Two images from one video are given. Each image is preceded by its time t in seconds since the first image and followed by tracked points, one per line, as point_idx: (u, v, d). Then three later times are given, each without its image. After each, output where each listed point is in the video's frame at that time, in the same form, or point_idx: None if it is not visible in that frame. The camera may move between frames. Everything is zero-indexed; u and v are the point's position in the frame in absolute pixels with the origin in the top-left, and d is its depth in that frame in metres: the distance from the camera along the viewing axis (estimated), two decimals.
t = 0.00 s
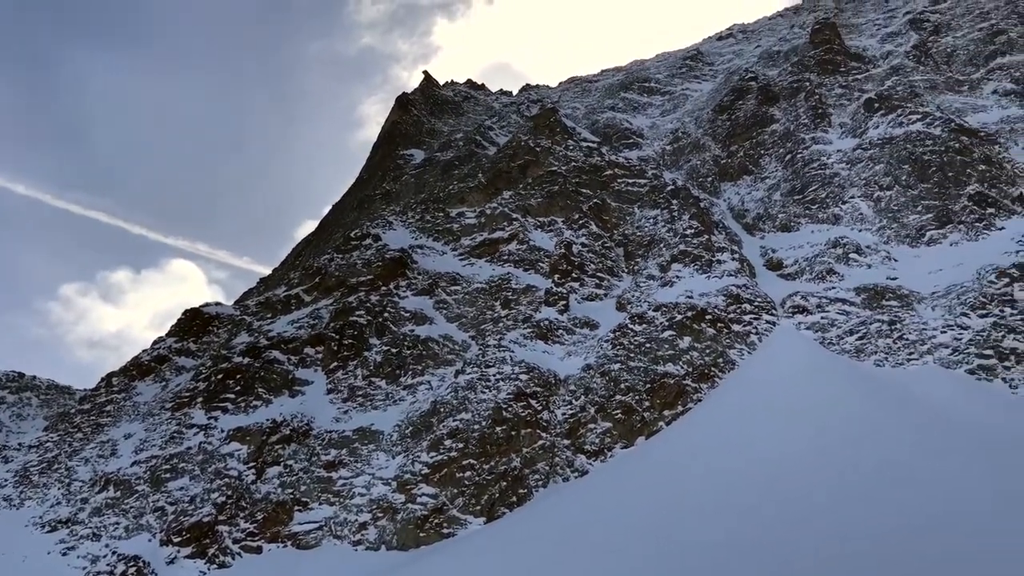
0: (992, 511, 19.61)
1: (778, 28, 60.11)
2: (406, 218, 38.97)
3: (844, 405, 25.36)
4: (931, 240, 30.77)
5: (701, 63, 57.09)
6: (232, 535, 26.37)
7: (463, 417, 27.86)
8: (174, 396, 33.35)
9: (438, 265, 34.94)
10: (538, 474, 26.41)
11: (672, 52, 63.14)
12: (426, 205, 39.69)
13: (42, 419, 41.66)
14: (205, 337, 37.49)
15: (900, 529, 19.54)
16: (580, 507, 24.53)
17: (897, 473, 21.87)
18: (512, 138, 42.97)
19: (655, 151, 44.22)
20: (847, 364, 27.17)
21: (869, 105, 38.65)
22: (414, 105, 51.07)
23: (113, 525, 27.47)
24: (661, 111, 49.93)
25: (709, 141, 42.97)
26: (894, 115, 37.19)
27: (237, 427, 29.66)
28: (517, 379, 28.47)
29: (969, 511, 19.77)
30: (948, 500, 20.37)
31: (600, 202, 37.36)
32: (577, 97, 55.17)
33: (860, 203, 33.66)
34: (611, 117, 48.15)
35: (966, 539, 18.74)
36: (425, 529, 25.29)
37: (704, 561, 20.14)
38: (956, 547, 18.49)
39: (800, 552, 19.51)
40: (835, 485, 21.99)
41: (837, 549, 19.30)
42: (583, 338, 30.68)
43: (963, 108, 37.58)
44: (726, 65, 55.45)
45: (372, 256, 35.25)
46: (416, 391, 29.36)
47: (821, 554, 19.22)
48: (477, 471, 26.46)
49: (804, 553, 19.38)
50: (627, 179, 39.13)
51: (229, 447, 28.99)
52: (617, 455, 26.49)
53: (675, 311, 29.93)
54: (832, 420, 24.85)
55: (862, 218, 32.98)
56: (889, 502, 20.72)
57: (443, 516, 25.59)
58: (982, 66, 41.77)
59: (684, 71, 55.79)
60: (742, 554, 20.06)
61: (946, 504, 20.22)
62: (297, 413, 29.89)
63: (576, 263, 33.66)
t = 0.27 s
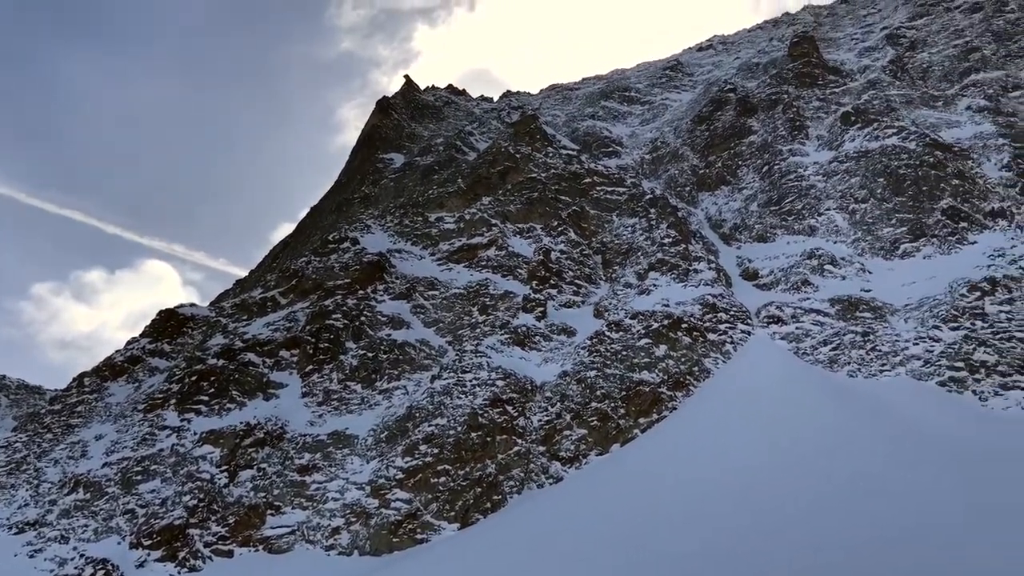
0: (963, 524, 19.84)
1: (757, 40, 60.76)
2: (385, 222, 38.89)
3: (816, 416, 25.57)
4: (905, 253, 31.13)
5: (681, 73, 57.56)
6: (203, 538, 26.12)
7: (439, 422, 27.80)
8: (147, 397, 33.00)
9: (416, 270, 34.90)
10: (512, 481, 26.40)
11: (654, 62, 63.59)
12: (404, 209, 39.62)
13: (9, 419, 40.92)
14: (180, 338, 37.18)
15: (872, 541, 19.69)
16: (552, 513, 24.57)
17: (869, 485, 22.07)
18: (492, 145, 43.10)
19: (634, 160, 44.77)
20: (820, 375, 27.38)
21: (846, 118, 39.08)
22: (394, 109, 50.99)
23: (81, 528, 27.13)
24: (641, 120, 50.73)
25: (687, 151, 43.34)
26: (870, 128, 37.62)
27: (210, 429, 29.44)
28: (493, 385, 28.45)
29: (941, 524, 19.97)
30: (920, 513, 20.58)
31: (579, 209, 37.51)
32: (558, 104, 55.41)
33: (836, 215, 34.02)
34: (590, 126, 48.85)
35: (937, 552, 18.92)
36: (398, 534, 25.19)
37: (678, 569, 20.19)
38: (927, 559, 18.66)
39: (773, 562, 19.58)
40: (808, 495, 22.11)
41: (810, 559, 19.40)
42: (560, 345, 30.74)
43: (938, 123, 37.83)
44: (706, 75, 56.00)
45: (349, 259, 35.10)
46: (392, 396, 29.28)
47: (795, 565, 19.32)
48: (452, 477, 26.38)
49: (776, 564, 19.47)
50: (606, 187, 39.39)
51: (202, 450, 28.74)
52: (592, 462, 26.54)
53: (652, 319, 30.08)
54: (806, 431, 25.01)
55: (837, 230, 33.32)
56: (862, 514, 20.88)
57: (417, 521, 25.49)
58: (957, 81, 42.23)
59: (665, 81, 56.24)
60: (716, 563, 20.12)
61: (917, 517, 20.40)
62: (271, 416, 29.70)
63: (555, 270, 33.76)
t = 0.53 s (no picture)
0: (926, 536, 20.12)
1: (734, 52, 61.49)
2: (360, 225, 38.77)
3: (785, 426, 25.77)
4: (876, 266, 31.52)
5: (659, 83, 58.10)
6: (171, 541, 25.85)
7: (412, 427, 27.72)
8: (116, 398, 32.60)
9: (391, 274, 34.83)
10: (484, 487, 26.39)
11: (633, 71, 64.10)
12: (381, 213, 39.50)
13: None
14: (150, 339, 36.79)
15: (839, 552, 19.88)
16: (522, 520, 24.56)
17: (836, 497, 22.29)
18: (469, 151, 43.26)
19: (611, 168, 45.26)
20: (790, 385, 27.64)
21: (820, 132, 39.58)
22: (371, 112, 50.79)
23: (45, 529, 26.75)
24: (619, 128, 51.12)
25: (664, 160, 43.99)
26: (844, 142, 38.14)
27: (180, 431, 29.21)
28: (467, 390, 28.42)
29: (905, 536, 20.23)
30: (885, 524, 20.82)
31: (555, 217, 37.67)
32: (538, 111, 55.73)
33: (808, 228, 34.34)
34: (568, 134, 49.35)
35: (901, 564, 19.18)
36: (369, 539, 25.08)
37: None
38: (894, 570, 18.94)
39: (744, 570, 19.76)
40: (776, 506, 22.29)
41: (780, 568, 19.59)
42: (535, 352, 30.80)
43: (910, 138, 38.38)
44: (683, 86, 56.51)
45: (324, 262, 34.93)
46: (364, 400, 29.19)
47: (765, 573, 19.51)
48: (423, 481, 26.31)
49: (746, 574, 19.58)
50: (582, 195, 39.64)
51: (171, 452, 28.47)
52: (564, 469, 26.60)
53: (626, 327, 30.23)
54: (774, 441, 25.22)
55: (810, 243, 33.63)
56: (828, 525, 21.07)
57: (388, 526, 25.37)
58: (930, 97, 42.84)
59: (642, 91, 56.77)
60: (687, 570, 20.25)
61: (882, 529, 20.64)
62: (242, 419, 29.49)
63: (530, 276, 33.81)
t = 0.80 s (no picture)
0: (889, 546, 20.31)
1: (709, 63, 62.21)
2: (332, 227, 38.61)
3: (754, 435, 25.90)
4: (845, 277, 31.91)
5: (634, 93, 58.62)
6: (134, 543, 25.53)
7: (381, 431, 27.60)
8: (81, 397, 32.09)
9: (363, 276, 34.72)
10: (453, 491, 26.33)
11: (609, 79, 64.65)
12: (354, 215, 39.33)
13: None
14: (118, 337, 36.29)
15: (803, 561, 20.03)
16: (490, 526, 24.52)
17: (802, 506, 22.44)
18: (444, 155, 43.32)
19: (585, 175, 45.61)
20: (759, 394, 27.80)
21: (792, 144, 40.07)
22: (346, 113, 50.52)
23: (4, 530, 26.24)
24: (594, 136, 51.37)
25: (638, 168, 44.13)
26: (815, 155, 38.65)
27: (145, 431, 28.87)
28: (438, 395, 28.36)
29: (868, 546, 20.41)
30: (849, 533, 21.00)
31: (529, 223, 37.84)
32: (513, 117, 56.05)
33: (779, 238, 34.67)
34: (544, 140, 49.66)
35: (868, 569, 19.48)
36: (335, 543, 24.83)
37: None
38: None
39: None
40: (743, 514, 22.40)
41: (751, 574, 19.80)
42: (506, 357, 30.85)
43: (879, 152, 38.94)
44: (658, 95, 57.00)
45: (295, 263, 34.72)
46: (334, 403, 29.05)
47: None
48: (392, 485, 26.18)
49: None
50: (556, 202, 39.84)
51: (136, 452, 28.11)
52: (533, 475, 26.65)
53: (598, 333, 30.36)
54: (743, 449, 25.36)
55: (780, 253, 33.95)
56: (795, 532, 21.32)
57: (355, 530, 25.21)
58: (900, 112, 43.52)
59: (618, 99, 57.30)
60: None
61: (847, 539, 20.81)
62: (210, 419, 29.22)
63: (503, 281, 33.88)
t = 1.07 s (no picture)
0: (850, 552, 20.58)
1: (682, 69, 62.92)
2: (302, 225, 38.31)
3: (721, 440, 26.08)
4: (812, 284, 32.28)
5: (607, 98, 59.01)
6: (95, 543, 25.16)
7: (349, 432, 27.41)
8: (42, 394, 31.45)
9: (333, 276, 34.53)
10: (420, 493, 26.26)
11: (583, 83, 65.11)
12: (325, 214, 39.01)
13: None
14: (82, 334, 35.64)
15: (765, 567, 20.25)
16: (457, 529, 24.48)
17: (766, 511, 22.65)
18: (416, 155, 43.26)
19: (558, 178, 45.94)
20: (727, 399, 28.01)
21: (762, 151, 40.48)
22: (319, 112, 50.10)
23: None
24: (566, 140, 51.76)
25: (610, 173, 44.72)
26: (785, 163, 39.09)
27: (109, 430, 28.44)
28: (406, 396, 28.25)
29: (829, 552, 20.67)
30: (811, 539, 21.25)
31: (501, 225, 37.99)
32: (487, 119, 56.34)
33: (748, 245, 34.97)
34: (518, 143, 49.85)
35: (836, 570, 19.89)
36: (301, 544, 24.67)
37: None
38: None
39: None
40: (712, 516, 22.74)
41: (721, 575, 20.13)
42: (476, 359, 30.88)
43: (847, 161, 39.43)
44: (631, 100, 57.40)
45: (264, 262, 34.40)
46: (301, 403, 28.86)
47: None
48: (359, 487, 26.02)
49: None
50: (528, 205, 40.02)
51: (99, 451, 27.68)
52: (501, 477, 26.68)
53: (568, 337, 30.44)
54: (711, 450, 25.69)
55: (750, 259, 34.22)
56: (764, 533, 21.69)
57: (321, 531, 25.02)
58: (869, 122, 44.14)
59: (591, 103, 57.81)
60: None
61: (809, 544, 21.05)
62: (175, 418, 28.88)
63: (474, 283, 33.89)
